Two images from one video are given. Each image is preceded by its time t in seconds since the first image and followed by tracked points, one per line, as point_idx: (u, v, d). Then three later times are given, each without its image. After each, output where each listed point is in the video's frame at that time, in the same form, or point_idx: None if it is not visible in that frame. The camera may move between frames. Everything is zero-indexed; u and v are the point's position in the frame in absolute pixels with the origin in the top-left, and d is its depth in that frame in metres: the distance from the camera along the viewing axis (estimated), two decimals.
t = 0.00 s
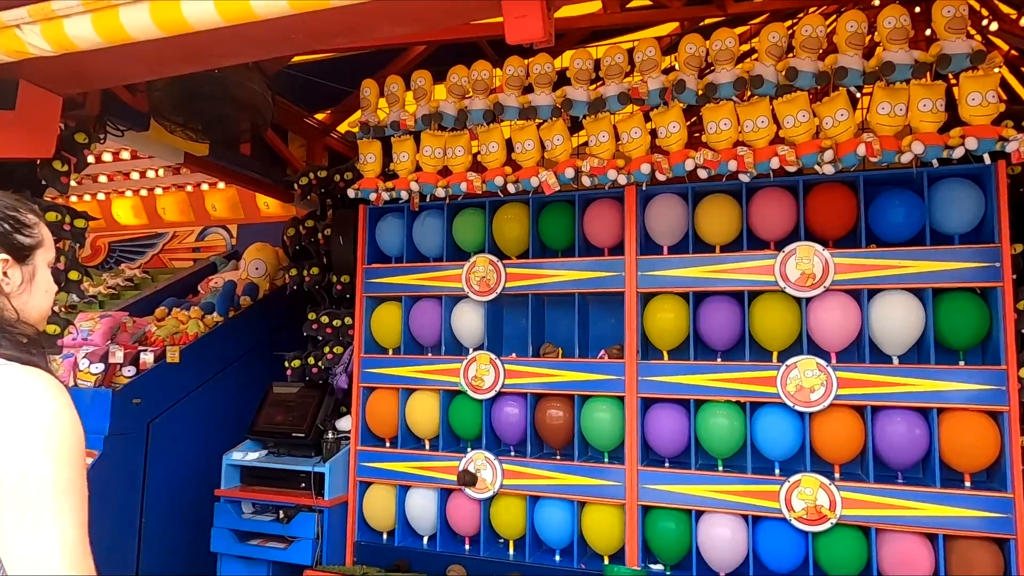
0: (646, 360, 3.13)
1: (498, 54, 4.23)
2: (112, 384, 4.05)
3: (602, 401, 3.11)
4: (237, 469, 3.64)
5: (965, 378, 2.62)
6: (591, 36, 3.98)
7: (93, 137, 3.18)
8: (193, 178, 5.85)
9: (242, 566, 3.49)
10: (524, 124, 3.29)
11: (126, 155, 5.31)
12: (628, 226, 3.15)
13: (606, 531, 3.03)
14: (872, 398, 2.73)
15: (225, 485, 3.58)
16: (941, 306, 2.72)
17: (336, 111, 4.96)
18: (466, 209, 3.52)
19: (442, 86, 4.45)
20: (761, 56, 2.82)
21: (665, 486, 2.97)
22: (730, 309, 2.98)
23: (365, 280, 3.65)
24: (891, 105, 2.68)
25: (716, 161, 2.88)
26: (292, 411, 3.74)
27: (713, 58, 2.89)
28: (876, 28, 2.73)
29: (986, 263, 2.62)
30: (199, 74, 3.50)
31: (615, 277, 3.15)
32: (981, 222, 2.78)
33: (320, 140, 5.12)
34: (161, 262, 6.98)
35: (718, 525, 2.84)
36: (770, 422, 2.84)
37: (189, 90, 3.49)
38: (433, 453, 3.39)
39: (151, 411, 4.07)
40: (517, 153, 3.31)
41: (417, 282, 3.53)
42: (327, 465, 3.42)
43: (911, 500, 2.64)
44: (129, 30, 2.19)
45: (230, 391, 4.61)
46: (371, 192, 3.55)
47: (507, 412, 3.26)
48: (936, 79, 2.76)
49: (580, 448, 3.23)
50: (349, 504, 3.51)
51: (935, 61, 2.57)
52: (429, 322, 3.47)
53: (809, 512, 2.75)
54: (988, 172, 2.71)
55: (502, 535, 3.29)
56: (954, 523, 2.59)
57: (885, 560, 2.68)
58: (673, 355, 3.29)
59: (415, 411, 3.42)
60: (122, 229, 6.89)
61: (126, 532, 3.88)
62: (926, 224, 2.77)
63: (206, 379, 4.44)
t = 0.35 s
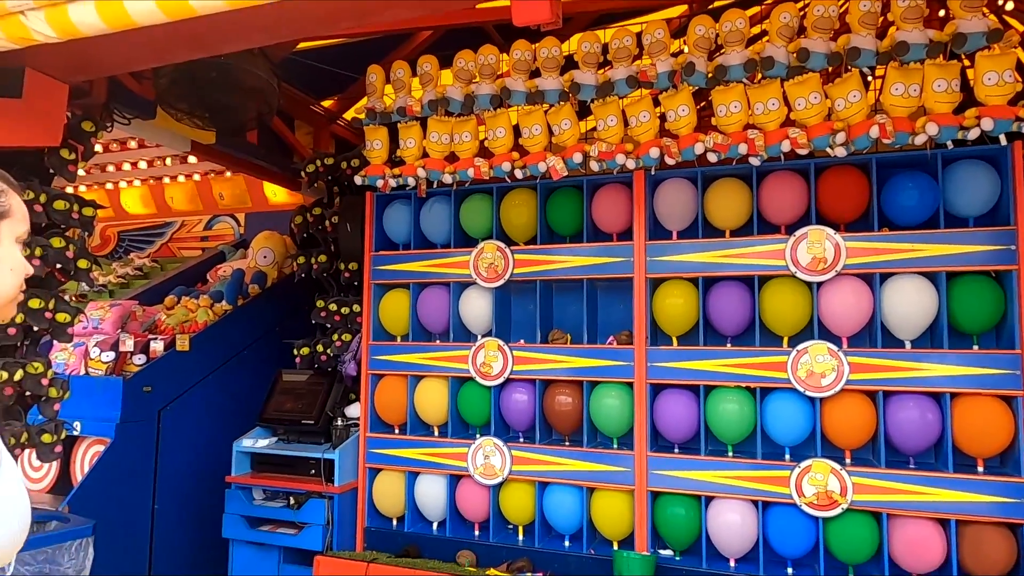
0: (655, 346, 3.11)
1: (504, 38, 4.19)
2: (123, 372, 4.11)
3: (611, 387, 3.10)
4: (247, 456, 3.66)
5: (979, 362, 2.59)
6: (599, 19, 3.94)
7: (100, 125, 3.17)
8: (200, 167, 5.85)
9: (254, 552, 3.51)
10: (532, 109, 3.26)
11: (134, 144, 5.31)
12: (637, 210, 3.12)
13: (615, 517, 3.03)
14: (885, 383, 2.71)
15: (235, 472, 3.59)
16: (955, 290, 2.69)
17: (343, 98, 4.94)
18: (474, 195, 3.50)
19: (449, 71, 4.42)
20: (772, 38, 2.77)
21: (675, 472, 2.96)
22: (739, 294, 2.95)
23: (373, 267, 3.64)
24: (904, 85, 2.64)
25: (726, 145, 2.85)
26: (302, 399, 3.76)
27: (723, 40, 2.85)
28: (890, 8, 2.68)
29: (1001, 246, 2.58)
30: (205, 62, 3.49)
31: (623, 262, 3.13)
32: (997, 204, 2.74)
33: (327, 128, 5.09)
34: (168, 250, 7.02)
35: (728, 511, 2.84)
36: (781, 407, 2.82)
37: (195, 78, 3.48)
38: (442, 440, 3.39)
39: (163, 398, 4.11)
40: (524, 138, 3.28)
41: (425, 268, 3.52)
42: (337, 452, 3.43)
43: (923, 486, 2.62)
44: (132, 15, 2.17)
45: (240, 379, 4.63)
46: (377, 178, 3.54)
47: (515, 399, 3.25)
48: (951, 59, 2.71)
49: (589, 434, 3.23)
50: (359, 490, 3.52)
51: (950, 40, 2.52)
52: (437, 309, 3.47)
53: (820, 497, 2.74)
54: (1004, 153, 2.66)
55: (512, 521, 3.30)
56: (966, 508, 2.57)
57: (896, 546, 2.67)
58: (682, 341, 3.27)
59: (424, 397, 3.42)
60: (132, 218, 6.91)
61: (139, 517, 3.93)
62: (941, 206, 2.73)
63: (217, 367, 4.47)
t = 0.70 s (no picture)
0: (667, 336, 3.11)
1: (514, 30, 4.18)
2: (138, 365, 4.20)
3: (624, 377, 3.10)
4: (261, 448, 3.69)
5: (995, 350, 2.57)
6: (609, 10, 3.92)
7: (114, 120, 3.20)
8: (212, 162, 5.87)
9: (268, 542, 3.54)
10: (542, 100, 3.25)
11: (146, 140, 5.34)
12: (648, 201, 3.11)
13: (628, 507, 3.03)
14: (900, 372, 2.69)
15: (250, 464, 3.63)
16: (971, 278, 2.67)
17: (353, 91, 4.94)
18: (484, 187, 3.50)
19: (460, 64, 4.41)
20: (785, 25, 2.75)
21: (688, 462, 2.95)
22: (752, 283, 2.94)
23: (384, 259, 3.65)
24: (920, 71, 2.62)
25: (738, 134, 2.83)
26: (315, 391, 3.78)
27: (735, 28, 2.83)
28: None
29: (1018, 233, 2.56)
30: (215, 56, 3.50)
31: (635, 253, 3.12)
32: (1013, 191, 2.71)
33: (337, 122, 5.06)
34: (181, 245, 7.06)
35: (742, 501, 2.83)
36: (794, 396, 2.81)
37: (206, 71, 3.50)
38: (455, 431, 3.40)
39: (178, 392, 4.16)
40: (535, 129, 3.28)
41: (436, 260, 3.52)
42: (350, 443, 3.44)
43: (939, 475, 2.60)
44: (147, 9, 2.18)
45: (254, 372, 4.66)
46: (388, 171, 3.55)
47: (528, 390, 3.26)
48: (966, 44, 2.68)
49: (601, 424, 3.23)
50: (372, 481, 3.54)
51: (966, 25, 2.49)
52: (449, 300, 3.47)
53: (834, 486, 2.73)
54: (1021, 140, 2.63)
55: (524, 512, 3.31)
56: (982, 497, 2.55)
57: (911, 535, 2.66)
58: (695, 331, 3.26)
59: (436, 389, 3.44)
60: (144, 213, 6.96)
61: (155, 509, 3.98)
62: (956, 194, 2.71)
63: (230, 360, 4.51)
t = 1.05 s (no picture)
0: (677, 326, 3.12)
1: (522, 21, 4.18)
2: (149, 356, 4.26)
3: (633, 366, 3.11)
4: (272, 438, 3.72)
5: (1006, 338, 2.57)
6: (617, 1, 3.92)
7: (126, 111, 3.21)
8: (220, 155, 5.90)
9: (280, 531, 3.57)
10: (551, 91, 3.26)
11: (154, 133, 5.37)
12: (657, 191, 3.12)
13: (638, 496, 3.04)
14: (910, 361, 2.70)
15: (261, 454, 3.65)
16: (981, 267, 2.67)
17: (360, 84, 4.95)
18: (493, 178, 3.51)
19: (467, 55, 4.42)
20: (795, 14, 2.74)
21: (697, 450, 2.97)
22: (762, 273, 2.95)
23: (394, 250, 3.66)
24: (930, 60, 2.62)
25: (748, 123, 2.84)
26: (325, 382, 3.80)
27: (744, 17, 2.83)
28: None
29: None
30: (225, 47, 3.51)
31: (644, 243, 3.13)
32: None
33: (344, 116, 5.01)
34: (189, 239, 7.09)
35: (751, 489, 2.85)
36: (804, 384, 2.82)
37: (216, 64, 3.52)
38: (465, 420, 3.42)
39: (188, 382, 4.21)
40: (544, 120, 3.29)
41: (446, 251, 3.53)
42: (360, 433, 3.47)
43: (949, 462, 2.61)
44: None
45: (263, 364, 4.69)
46: (398, 162, 3.56)
47: (537, 379, 3.28)
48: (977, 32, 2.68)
49: (610, 414, 3.25)
50: (382, 471, 3.56)
51: (978, 13, 2.48)
52: (458, 291, 3.49)
53: (844, 474, 2.74)
54: None
55: (534, 501, 3.33)
56: (992, 484, 2.56)
57: (921, 522, 2.67)
58: (704, 320, 3.27)
59: (446, 379, 3.46)
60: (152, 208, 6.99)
61: (166, 498, 4.02)
62: (967, 182, 2.71)
63: (240, 351, 4.54)
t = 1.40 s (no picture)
0: (686, 315, 3.11)
1: (529, 10, 4.16)
2: (158, 347, 4.28)
3: (642, 356, 3.11)
4: (280, 428, 3.73)
5: (1019, 326, 2.55)
6: None
7: (135, 100, 3.21)
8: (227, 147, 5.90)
9: (289, 520, 3.58)
10: (560, 79, 3.24)
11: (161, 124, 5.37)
12: (666, 179, 3.11)
13: (647, 485, 3.04)
14: (921, 349, 2.68)
15: (270, 443, 3.66)
16: (994, 254, 2.65)
17: (367, 74, 4.94)
18: (502, 167, 3.50)
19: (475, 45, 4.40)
20: None
21: (706, 439, 2.96)
22: (772, 261, 2.94)
23: (402, 240, 3.66)
24: (944, 45, 2.59)
25: (758, 110, 2.82)
26: (333, 372, 3.81)
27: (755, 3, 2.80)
28: None
29: None
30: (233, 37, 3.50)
31: (654, 232, 3.12)
32: None
33: (350, 106, 5.04)
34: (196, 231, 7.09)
35: (760, 478, 2.84)
36: (814, 373, 2.81)
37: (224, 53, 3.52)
38: (473, 410, 3.43)
39: (198, 373, 4.22)
40: (552, 109, 3.27)
41: (454, 241, 3.53)
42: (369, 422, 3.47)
43: (961, 451, 2.60)
44: None
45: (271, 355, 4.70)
46: (406, 152, 3.55)
47: (546, 368, 3.28)
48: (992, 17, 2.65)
49: (619, 403, 3.24)
50: (391, 460, 3.57)
51: None
52: (467, 280, 3.49)
53: (855, 463, 2.73)
54: None
55: (542, 490, 3.33)
56: (1005, 473, 2.55)
57: (932, 511, 2.66)
58: (713, 310, 3.26)
59: (455, 368, 3.46)
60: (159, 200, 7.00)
61: (176, 487, 4.04)
62: (980, 169, 2.69)
63: (249, 342, 4.55)
